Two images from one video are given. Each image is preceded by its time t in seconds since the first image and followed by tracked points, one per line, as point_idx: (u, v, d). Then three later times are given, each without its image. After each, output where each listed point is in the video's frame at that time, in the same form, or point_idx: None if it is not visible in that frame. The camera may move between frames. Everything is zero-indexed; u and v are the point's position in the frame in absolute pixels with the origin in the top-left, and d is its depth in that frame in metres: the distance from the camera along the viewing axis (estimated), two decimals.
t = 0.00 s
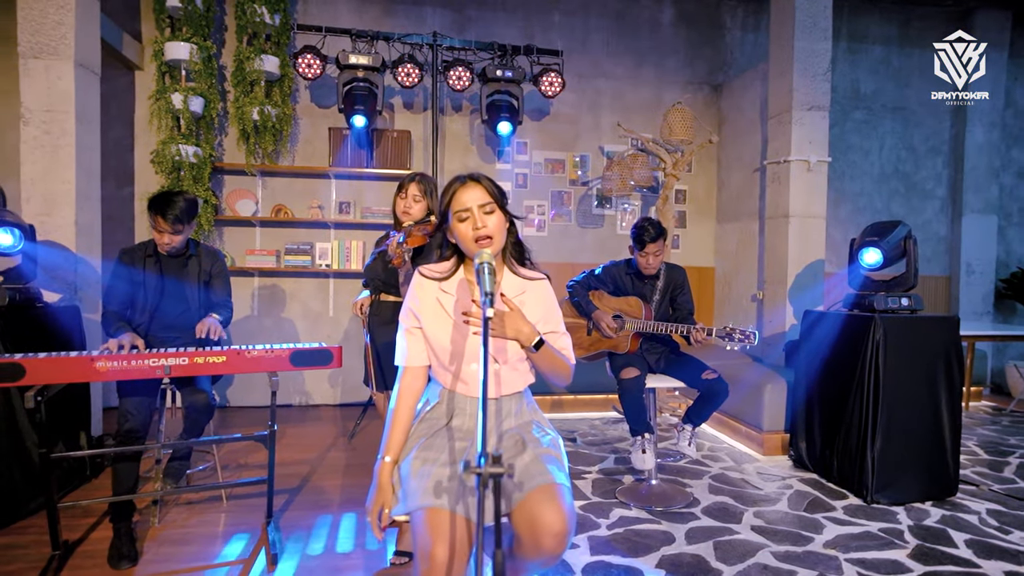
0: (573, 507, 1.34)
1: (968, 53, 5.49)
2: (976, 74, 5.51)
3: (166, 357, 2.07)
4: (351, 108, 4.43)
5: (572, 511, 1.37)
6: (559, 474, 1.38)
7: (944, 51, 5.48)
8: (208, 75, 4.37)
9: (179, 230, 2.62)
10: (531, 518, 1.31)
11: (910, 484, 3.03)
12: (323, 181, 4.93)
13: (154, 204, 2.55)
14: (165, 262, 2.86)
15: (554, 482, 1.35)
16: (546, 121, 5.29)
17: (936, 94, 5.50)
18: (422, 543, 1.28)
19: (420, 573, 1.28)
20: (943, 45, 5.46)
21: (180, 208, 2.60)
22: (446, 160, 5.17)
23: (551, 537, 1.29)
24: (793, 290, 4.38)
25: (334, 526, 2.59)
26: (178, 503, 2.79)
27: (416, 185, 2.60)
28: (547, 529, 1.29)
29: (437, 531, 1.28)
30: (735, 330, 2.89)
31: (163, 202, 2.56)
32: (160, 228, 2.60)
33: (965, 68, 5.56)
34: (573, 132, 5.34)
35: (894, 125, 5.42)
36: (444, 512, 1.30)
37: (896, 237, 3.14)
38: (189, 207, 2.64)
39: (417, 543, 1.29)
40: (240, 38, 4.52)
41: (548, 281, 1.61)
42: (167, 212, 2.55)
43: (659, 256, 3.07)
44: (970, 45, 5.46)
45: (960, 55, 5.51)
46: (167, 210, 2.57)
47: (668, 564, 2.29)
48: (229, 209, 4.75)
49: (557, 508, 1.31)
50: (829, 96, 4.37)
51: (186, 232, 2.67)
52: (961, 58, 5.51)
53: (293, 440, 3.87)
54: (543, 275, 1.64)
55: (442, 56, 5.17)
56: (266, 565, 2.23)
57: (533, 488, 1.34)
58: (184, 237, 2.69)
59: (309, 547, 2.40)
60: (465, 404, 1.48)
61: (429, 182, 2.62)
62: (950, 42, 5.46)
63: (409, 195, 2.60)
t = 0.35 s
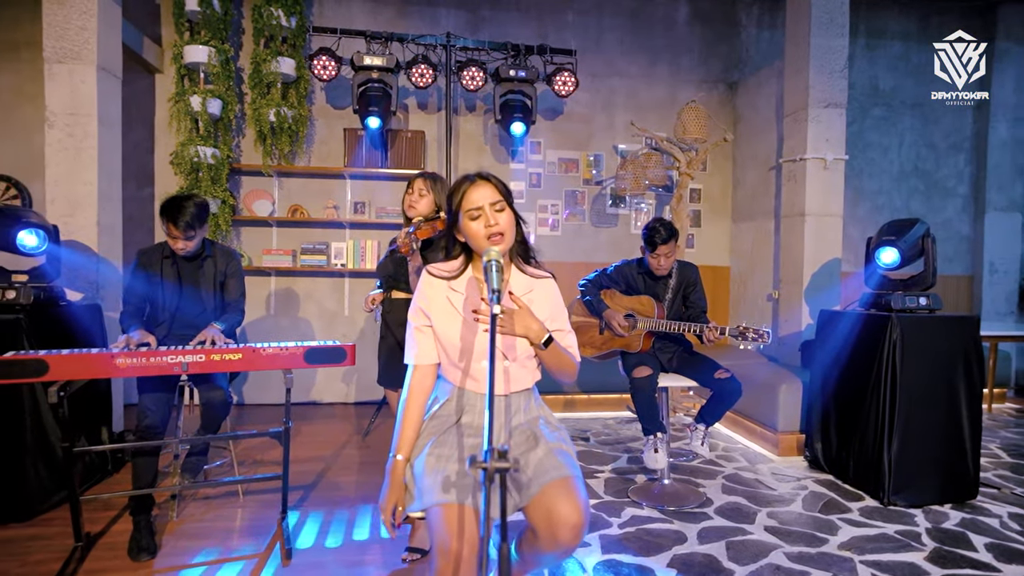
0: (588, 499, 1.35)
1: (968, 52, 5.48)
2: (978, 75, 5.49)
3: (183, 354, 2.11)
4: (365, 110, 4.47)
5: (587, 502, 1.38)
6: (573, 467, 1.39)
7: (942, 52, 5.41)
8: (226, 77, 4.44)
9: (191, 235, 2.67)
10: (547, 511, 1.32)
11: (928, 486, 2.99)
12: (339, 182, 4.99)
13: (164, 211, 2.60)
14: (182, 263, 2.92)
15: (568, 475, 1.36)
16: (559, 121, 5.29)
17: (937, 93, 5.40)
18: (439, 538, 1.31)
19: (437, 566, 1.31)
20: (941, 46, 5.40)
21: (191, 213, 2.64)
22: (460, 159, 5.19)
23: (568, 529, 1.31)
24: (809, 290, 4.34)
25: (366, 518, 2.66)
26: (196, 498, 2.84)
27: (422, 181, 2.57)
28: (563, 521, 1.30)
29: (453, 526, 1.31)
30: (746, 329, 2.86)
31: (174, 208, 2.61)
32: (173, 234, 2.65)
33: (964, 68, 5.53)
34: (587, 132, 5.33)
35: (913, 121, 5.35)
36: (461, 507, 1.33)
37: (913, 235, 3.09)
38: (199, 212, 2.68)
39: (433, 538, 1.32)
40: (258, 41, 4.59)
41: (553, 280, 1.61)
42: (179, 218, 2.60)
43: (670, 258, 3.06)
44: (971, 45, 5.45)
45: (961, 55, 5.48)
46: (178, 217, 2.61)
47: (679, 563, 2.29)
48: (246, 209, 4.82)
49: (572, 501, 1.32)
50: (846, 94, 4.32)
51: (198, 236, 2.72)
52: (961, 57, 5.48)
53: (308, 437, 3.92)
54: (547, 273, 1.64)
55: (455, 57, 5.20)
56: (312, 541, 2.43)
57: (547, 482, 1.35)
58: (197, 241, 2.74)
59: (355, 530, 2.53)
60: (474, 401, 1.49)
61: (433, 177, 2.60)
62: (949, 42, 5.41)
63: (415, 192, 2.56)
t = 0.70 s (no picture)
0: (602, 495, 1.35)
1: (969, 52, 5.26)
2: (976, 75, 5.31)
3: (204, 351, 2.16)
4: (384, 111, 4.51)
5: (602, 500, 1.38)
6: (587, 464, 1.39)
7: (945, 51, 5.22)
8: (249, 80, 4.52)
9: (205, 249, 2.71)
10: (562, 508, 1.32)
11: (954, 491, 2.92)
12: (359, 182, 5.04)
13: (179, 223, 2.64)
14: (200, 270, 2.98)
15: (582, 472, 1.36)
16: (577, 121, 5.28)
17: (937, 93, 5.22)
18: (453, 535, 1.32)
19: (450, 563, 1.33)
20: (942, 46, 5.21)
21: (204, 226, 2.68)
22: (478, 160, 5.21)
23: (583, 525, 1.30)
24: (831, 293, 4.27)
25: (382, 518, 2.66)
26: (217, 493, 2.90)
27: (430, 184, 2.62)
28: (578, 518, 1.30)
29: (467, 523, 1.32)
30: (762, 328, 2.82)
31: (187, 220, 2.66)
32: (188, 247, 2.68)
33: (965, 68, 5.29)
34: (605, 132, 5.31)
35: (940, 118, 5.23)
36: (474, 505, 1.34)
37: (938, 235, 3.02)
38: (212, 223, 2.72)
39: (448, 534, 1.33)
40: (280, 44, 4.66)
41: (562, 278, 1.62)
42: (192, 231, 2.64)
43: (688, 258, 3.04)
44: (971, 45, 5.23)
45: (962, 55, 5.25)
46: (192, 231, 2.65)
47: (694, 565, 2.27)
48: (268, 209, 4.90)
49: (586, 497, 1.32)
50: (869, 91, 4.23)
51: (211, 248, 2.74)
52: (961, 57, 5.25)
53: (327, 435, 3.97)
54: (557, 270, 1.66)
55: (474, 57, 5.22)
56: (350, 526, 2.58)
57: (562, 479, 1.35)
58: (211, 252, 2.76)
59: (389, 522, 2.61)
60: (487, 399, 1.49)
61: (442, 178, 2.64)
62: (950, 42, 5.21)
63: (424, 195, 2.62)
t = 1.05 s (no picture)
0: (610, 495, 1.34)
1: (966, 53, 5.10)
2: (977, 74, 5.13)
3: (221, 349, 2.20)
4: (400, 112, 4.53)
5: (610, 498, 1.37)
6: (595, 464, 1.39)
7: (942, 52, 5.07)
8: (268, 81, 4.59)
9: (220, 250, 2.75)
10: (569, 507, 1.32)
11: (977, 496, 2.85)
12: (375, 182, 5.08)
13: (193, 226, 2.68)
14: (215, 272, 3.01)
15: (590, 471, 1.35)
16: (593, 120, 5.26)
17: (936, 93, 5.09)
18: (463, 533, 1.35)
19: (458, 559, 1.35)
20: (940, 47, 5.06)
21: (218, 227, 2.71)
22: (494, 159, 5.22)
23: (590, 525, 1.30)
24: (851, 293, 4.20)
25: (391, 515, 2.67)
26: (234, 488, 2.94)
27: (440, 185, 2.63)
28: (585, 517, 1.30)
29: (477, 520, 1.34)
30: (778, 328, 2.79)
31: (201, 222, 2.69)
32: (204, 250, 2.73)
33: (965, 68, 5.12)
34: (621, 131, 5.29)
35: (965, 115, 5.11)
36: (483, 503, 1.35)
37: (961, 234, 2.96)
38: (225, 225, 2.75)
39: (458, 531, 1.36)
40: (298, 46, 4.72)
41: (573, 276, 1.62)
42: (208, 236, 2.67)
43: (704, 255, 3.02)
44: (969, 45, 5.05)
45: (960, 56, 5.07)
46: (207, 234, 2.69)
47: (708, 566, 2.26)
48: (286, 209, 4.96)
49: (594, 497, 1.31)
50: (891, 87, 4.16)
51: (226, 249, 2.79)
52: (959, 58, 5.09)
53: (344, 433, 4.01)
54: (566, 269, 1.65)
55: (489, 57, 5.23)
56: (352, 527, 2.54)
57: (569, 478, 1.34)
58: (227, 253, 2.81)
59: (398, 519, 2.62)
60: (496, 397, 1.49)
61: (453, 178, 2.64)
62: (949, 43, 5.04)
63: (437, 196, 2.64)
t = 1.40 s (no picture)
0: (619, 495, 1.34)
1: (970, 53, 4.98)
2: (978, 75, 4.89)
3: (237, 347, 2.23)
4: (416, 112, 4.56)
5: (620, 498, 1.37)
6: (604, 463, 1.39)
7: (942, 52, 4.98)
8: (285, 83, 4.64)
9: (239, 241, 2.78)
10: (579, 506, 1.32)
11: (1002, 502, 2.78)
12: (391, 183, 5.12)
13: (214, 218, 2.73)
14: (234, 264, 3.06)
15: (599, 470, 1.35)
16: (609, 119, 5.24)
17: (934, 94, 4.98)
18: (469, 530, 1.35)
19: (464, 556, 1.34)
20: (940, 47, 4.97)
21: (237, 219, 2.76)
22: (510, 159, 5.23)
23: (599, 524, 1.30)
24: (871, 293, 4.13)
25: (402, 514, 2.68)
26: (251, 485, 2.98)
27: (451, 185, 2.64)
28: (595, 516, 1.30)
29: (486, 517, 1.34)
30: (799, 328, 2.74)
31: (221, 215, 2.74)
32: (222, 240, 2.77)
33: (965, 68, 5.01)
34: (637, 130, 5.26)
35: (990, 112, 5.00)
36: (491, 500, 1.36)
37: (985, 233, 2.89)
38: (245, 217, 2.80)
39: (466, 527, 1.36)
40: (316, 48, 4.77)
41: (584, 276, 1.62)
42: (226, 225, 2.72)
43: (719, 254, 2.99)
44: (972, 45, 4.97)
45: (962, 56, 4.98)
46: (226, 224, 2.73)
47: (723, 568, 2.23)
48: (304, 209, 5.01)
49: (603, 496, 1.31)
50: (913, 84, 4.08)
51: (244, 241, 2.83)
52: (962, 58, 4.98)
53: (359, 431, 4.04)
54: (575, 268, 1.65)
55: (505, 57, 5.23)
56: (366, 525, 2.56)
57: (579, 476, 1.34)
58: (246, 245, 2.85)
59: (406, 517, 2.64)
60: (506, 395, 1.48)
61: (464, 177, 2.65)
62: (949, 43, 4.98)
63: (449, 196, 2.65)
